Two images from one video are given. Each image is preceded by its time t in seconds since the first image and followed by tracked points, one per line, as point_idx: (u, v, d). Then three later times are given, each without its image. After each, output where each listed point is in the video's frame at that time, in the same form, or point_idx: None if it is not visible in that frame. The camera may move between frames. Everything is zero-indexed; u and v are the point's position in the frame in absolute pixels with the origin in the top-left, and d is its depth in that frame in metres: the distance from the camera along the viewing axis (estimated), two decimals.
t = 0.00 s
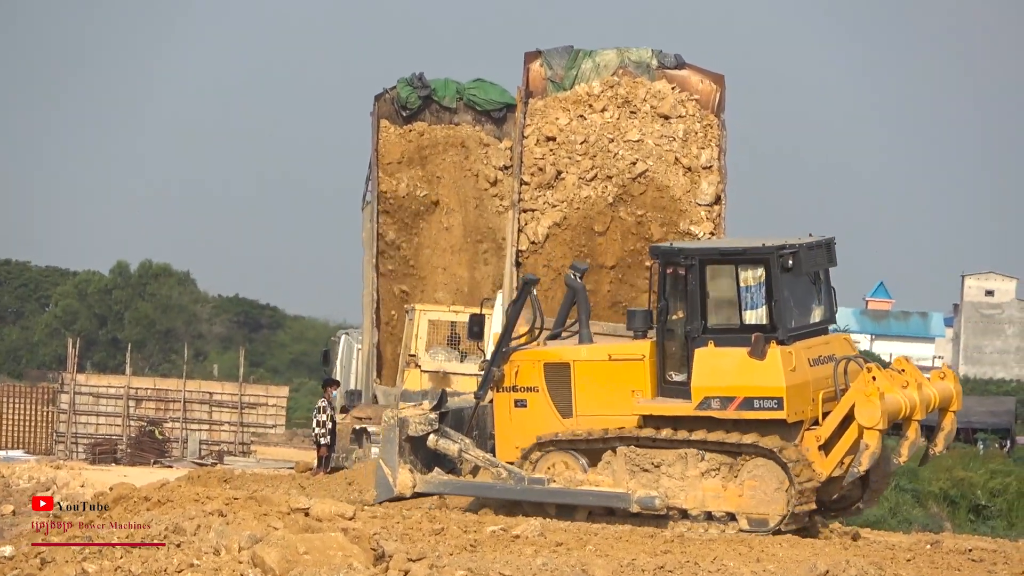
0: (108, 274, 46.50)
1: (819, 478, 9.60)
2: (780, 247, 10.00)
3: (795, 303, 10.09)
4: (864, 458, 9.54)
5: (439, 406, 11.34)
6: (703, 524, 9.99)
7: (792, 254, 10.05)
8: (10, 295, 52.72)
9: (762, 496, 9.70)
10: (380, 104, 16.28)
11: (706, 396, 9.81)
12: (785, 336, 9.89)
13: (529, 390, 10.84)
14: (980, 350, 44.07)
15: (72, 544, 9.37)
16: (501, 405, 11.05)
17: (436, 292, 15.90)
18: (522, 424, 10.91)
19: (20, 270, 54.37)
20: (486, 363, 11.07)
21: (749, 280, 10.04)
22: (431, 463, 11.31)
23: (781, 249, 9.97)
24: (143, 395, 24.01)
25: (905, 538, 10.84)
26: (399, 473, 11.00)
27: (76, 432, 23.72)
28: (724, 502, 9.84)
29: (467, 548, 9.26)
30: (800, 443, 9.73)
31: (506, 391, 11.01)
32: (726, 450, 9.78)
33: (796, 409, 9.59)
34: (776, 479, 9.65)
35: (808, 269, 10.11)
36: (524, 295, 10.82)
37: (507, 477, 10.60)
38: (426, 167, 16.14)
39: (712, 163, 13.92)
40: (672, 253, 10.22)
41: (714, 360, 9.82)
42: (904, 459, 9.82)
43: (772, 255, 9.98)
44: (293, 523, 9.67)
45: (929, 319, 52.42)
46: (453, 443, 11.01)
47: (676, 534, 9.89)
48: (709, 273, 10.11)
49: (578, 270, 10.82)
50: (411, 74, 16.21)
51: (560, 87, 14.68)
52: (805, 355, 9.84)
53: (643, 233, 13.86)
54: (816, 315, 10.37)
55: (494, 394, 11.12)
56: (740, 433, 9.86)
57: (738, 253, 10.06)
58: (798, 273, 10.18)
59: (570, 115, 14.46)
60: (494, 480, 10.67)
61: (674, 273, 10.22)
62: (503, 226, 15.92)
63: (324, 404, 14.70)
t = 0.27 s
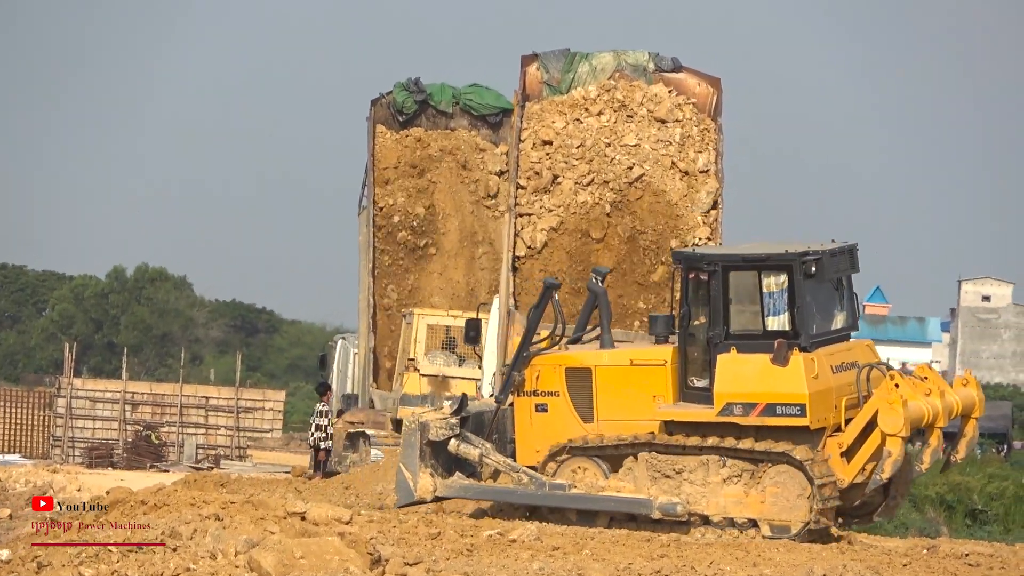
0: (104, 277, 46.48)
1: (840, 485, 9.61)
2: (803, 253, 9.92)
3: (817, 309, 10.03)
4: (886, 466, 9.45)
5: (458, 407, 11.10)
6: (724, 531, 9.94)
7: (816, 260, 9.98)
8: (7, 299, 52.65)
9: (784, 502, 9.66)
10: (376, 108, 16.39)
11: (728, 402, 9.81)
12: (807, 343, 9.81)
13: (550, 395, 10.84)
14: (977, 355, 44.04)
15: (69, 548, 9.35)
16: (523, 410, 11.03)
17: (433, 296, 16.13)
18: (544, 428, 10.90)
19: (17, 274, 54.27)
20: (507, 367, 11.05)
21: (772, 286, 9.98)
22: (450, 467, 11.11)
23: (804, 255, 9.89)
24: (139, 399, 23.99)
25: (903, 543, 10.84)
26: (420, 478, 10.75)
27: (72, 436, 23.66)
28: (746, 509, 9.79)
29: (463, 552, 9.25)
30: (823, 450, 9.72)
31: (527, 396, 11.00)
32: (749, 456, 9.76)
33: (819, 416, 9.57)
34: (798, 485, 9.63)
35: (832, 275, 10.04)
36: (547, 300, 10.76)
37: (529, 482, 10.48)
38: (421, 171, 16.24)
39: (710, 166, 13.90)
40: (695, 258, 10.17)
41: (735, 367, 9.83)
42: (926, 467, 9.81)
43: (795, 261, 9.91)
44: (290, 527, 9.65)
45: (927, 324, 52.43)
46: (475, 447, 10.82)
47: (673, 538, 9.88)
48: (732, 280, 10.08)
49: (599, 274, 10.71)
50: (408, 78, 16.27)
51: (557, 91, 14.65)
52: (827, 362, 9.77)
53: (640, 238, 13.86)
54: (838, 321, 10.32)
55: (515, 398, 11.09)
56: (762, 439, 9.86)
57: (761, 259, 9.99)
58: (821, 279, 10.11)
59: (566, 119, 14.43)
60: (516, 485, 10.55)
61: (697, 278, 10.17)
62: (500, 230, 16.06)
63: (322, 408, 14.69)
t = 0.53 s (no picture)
0: (104, 280, 46.53)
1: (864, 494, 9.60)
2: (831, 260, 9.84)
3: (844, 317, 9.96)
4: (909, 475, 9.46)
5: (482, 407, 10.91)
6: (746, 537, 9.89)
7: (844, 267, 9.91)
8: (6, 302, 52.66)
9: (806, 508, 9.63)
10: (374, 112, 16.42)
11: (751, 407, 9.73)
12: (834, 350, 9.73)
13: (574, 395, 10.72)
14: (976, 360, 44.05)
15: (69, 550, 9.33)
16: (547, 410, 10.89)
17: (429, 300, 16.21)
18: (565, 430, 10.78)
19: (15, 277, 54.27)
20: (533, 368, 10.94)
21: (799, 293, 9.90)
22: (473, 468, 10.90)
23: (833, 262, 9.81)
24: (138, 402, 24.01)
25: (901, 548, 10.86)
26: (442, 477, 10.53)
27: (71, 438, 23.66)
28: (767, 515, 9.77)
29: (462, 556, 9.23)
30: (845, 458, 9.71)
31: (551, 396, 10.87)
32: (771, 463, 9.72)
33: (841, 424, 9.51)
34: (820, 491, 9.60)
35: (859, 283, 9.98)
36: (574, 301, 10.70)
37: (551, 484, 10.29)
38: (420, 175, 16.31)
39: (709, 169, 13.94)
40: (722, 263, 10.08)
41: (760, 372, 9.72)
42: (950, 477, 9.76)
43: (823, 268, 9.83)
44: (288, 530, 9.64)
45: (926, 329, 52.47)
46: (498, 447, 10.62)
47: (671, 543, 9.86)
48: (759, 285, 9.97)
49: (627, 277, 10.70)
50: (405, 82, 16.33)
51: (557, 93, 14.69)
52: (853, 369, 9.74)
53: (640, 241, 13.85)
54: (865, 329, 10.25)
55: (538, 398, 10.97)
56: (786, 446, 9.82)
57: (789, 266, 9.90)
58: (848, 287, 10.03)
59: (565, 122, 14.45)
60: (538, 487, 10.36)
61: (723, 283, 10.07)
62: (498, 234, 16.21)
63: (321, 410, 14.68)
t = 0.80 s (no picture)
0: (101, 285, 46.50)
1: (886, 505, 9.63)
2: (866, 270, 10.06)
3: (877, 328, 10.14)
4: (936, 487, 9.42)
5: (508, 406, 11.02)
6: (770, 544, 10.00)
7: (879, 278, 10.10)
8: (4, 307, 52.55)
9: (829, 516, 9.72)
10: (370, 117, 16.45)
11: (781, 413, 9.88)
12: (864, 359, 9.92)
13: (602, 397, 10.89)
14: (974, 365, 43.99)
15: (65, 555, 9.33)
16: (575, 411, 11.09)
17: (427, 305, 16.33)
18: (592, 431, 10.99)
19: (12, 282, 54.17)
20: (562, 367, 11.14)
21: (833, 302, 10.12)
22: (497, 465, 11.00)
23: (868, 273, 10.03)
24: (135, 407, 23.98)
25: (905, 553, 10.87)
26: (466, 472, 10.63)
27: (69, 444, 23.62)
28: (791, 523, 9.84)
29: (459, 561, 9.24)
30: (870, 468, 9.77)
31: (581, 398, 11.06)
32: (796, 471, 9.79)
33: (869, 433, 9.66)
34: (843, 500, 9.68)
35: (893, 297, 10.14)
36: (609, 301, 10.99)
37: (574, 484, 10.43)
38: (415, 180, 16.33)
39: (707, 174, 14.01)
40: (759, 270, 10.32)
41: (791, 379, 9.90)
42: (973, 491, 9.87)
43: (857, 278, 10.06)
44: (285, 535, 9.64)
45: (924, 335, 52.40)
46: (523, 446, 10.72)
47: (668, 548, 9.86)
48: (794, 292, 10.21)
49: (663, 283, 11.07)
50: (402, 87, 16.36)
51: (555, 95, 14.72)
52: (882, 381, 9.88)
53: (638, 248, 13.83)
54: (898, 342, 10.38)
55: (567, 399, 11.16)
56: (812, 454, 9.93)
57: (824, 274, 10.14)
58: (881, 299, 10.22)
59: (563, 126, 14.44)
60: (561, 487, 10.48)
61: (758, 290, 10.29)
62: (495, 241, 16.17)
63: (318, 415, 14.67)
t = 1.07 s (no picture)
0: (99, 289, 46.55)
1: (913, 518, 9.56)
2: (908, 281, 10.05)
3: (916, 341, 10.07)
4: (964, 498, 9.41)
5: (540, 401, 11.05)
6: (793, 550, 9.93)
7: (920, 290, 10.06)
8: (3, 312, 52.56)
9: (853, 522, 9.69)
10: (369, 121, 16.59)
11: (812, 416, 9.91)
12: (899, 368, 9.91)
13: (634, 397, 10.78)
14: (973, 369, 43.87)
15: (65, 559, 9.33)
16: (607, 410, 10.93)
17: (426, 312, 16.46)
18: (620, 432, 10.87)
19: (11, 286, 54.12)
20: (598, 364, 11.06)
21: (873, 311, 10.09)
22: (526, 459, 10.97)
23: (909, 283, 10.02)
24: (134, 411, 23.99)
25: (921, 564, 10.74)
26: (492, 462, 10.59)
27: (68, 448, 23.59)
28: (815, 528, 9.81)
29: (458, 566, 9.24)
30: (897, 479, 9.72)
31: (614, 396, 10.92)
32: (823, 475, 9.75)
33: (900, 442, 9.66)
34: (869, 505, 9.65)
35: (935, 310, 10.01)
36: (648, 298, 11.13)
37: (600, 479, 10.37)
38: (413, 184, 16.42)
39: (706, 178, 14.01)
40: (801, 275, 10.28)
41: (826, 384, 9.89)
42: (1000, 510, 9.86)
43: (898, 287, 10.04)
44: (284, 540, 9.63)
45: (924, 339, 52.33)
46: (551, 438, 10.71)
47: (668, 553, 9.85)
48: (836, 298, 10.17)
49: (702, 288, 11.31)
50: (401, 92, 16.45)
51: (554, 99, 14.75)
52: (917, 394, 9.77)
53: (637, 251, 13.88)
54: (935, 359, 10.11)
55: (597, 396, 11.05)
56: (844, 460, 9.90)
57: (867, 282, 10.13)
58: (922, 313, 10.12)
59: (563, 130, 14.44)
60: (587, 481, 10.42)
61: (799, 295, 10.27)
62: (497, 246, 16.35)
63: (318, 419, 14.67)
